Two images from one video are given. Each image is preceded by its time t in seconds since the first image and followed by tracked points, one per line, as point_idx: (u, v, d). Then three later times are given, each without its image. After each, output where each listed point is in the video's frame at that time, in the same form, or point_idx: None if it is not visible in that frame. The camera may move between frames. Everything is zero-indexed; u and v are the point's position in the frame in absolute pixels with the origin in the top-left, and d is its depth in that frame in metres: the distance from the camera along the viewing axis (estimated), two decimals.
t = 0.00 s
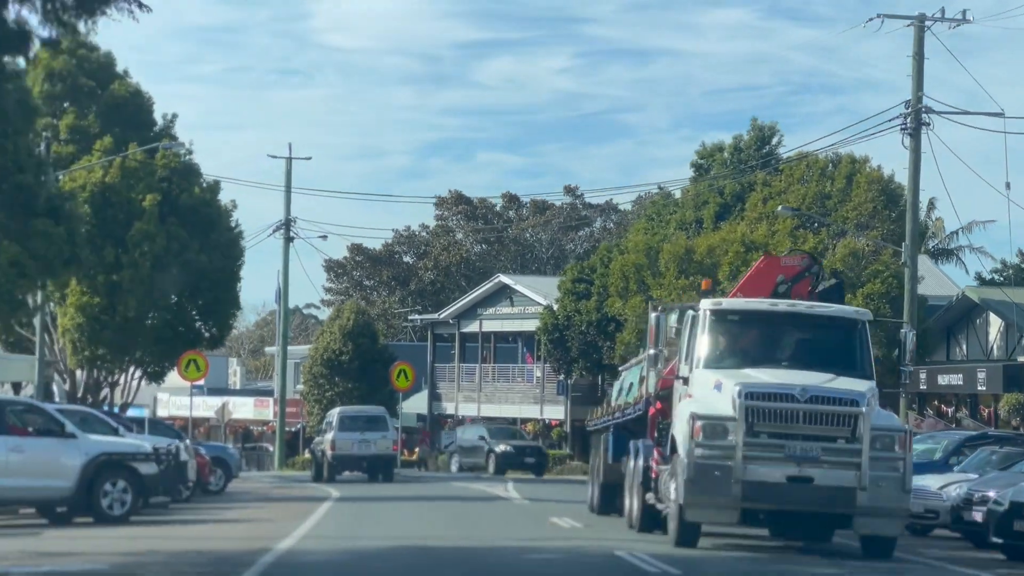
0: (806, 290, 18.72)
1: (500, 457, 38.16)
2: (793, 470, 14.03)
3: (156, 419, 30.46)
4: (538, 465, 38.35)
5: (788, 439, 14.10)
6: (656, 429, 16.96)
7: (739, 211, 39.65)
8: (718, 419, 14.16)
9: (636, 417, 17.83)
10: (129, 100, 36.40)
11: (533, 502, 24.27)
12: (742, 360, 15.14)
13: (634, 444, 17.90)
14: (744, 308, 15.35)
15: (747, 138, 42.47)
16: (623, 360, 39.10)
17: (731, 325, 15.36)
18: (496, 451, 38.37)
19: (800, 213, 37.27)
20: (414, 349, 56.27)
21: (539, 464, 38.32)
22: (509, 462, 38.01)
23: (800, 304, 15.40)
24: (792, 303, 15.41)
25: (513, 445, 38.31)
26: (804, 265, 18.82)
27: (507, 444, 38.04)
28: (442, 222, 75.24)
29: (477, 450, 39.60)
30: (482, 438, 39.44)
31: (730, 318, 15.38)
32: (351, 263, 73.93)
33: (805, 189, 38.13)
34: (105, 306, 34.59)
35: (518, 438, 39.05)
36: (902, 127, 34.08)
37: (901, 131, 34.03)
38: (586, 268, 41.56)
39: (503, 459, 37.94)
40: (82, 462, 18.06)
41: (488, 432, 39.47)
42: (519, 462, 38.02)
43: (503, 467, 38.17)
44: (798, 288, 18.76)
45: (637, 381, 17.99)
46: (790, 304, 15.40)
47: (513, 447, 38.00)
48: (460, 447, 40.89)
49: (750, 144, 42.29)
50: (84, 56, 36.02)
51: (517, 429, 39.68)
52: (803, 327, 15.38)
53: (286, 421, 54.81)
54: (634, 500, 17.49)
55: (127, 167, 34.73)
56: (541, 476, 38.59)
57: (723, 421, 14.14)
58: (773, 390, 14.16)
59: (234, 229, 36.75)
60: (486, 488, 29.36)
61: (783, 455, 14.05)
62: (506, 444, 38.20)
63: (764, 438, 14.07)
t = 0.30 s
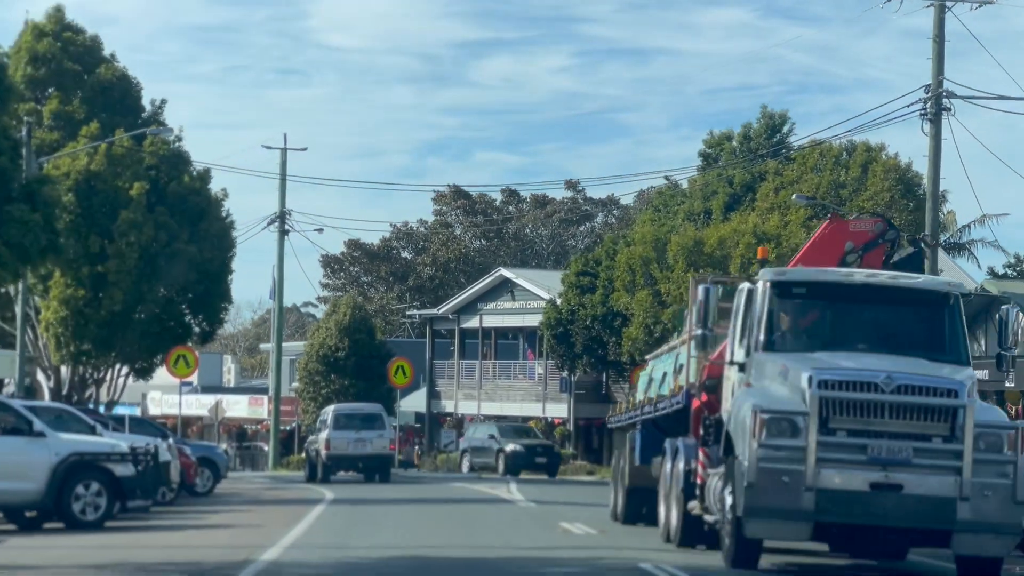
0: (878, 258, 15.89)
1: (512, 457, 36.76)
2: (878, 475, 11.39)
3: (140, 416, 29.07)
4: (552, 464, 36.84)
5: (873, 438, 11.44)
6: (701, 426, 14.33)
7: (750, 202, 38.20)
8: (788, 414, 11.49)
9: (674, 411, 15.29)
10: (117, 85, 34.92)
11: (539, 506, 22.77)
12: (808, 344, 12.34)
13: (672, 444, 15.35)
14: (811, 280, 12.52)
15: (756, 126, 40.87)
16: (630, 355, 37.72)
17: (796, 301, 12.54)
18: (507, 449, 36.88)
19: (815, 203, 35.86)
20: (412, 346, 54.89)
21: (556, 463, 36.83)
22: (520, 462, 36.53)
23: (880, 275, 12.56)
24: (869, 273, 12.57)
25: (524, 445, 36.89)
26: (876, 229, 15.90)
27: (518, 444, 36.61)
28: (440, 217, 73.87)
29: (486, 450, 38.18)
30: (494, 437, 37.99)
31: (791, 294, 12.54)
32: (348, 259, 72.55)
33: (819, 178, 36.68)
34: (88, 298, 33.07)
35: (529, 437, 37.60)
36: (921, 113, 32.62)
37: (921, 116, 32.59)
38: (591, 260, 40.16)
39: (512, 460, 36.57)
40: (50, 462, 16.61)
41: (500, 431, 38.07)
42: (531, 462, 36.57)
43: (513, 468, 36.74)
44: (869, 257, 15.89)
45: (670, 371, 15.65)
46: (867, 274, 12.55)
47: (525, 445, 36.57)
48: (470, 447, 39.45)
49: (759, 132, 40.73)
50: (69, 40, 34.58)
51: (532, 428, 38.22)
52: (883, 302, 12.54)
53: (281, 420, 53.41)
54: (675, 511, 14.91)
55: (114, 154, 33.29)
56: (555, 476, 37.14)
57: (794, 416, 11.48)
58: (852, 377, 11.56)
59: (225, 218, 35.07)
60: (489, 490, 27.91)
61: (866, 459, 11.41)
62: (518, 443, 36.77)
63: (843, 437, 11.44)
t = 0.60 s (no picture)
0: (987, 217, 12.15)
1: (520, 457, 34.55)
2: (1011, 487, 8.72)
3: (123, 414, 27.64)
4: (564, 465, 34.61)
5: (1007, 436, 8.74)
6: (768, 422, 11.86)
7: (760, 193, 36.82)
8: (890, 406, 8.88)
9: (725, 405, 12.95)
10: (103, 69, 33.45)
11: (546, 510, 21.32)
12: (911, 317, 9.79)
13: (728, 444, 12.93)
14: (913, 238, 9.96)
15: (765, 114, 39.36)
16: (636, 351, 36.41)
17: (893, 263, 9.97)
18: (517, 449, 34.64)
19: (829, 192, 34.50)
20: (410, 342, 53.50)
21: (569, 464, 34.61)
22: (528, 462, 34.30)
23: (1000, 231, 9.99)
24: (985, 229, 10.02)
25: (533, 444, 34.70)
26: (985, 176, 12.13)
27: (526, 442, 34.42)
28: (438, 212, 72.49)
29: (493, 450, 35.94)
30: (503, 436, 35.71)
31: (889, 255, 9.97)
32: (345, 255, 71.21)
33: (832, 166, 35.30)
34: (71, 291, 31.66)
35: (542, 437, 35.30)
36: (941, 97, 31.24)
37: (942, 101, 31.16)
38: (594, 253, 38.80)
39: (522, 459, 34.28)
40: (14, 463, 15.21)
41: (511, 429, 35.81)
42: (539, 463, 34.35)
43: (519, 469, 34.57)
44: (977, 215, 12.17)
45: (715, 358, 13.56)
46: (983, 231, 9.98)
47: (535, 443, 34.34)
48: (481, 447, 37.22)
49: (769, 120, 39.23)
50: (52, 22, 33.11)
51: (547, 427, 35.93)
52: (1003, 266, 9.92)
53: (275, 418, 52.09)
54: (733, 524, 12.51)
55: (97, 141, 31.80)
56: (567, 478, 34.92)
57: (901, 409, 8.86)
58: (976, 360, 8.80)
59: (214, 208, 33.73)
60: (488, 492, 26.48)
61: (997, 464, 8.74)
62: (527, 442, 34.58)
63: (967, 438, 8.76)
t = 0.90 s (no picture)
0: None
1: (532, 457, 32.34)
2: None
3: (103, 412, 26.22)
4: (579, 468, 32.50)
5: None
6: (881, 416, 9.78)
7: (773, 185, 35.45)
8: None
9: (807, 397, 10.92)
10: (87, 51, 31.95)
11: (555, 516, 19.93)
12: None
13: (815, 443, 10.87)
14: None
15: (777, 103, 37.86)
16: (645, 349, 35.00)
17: None
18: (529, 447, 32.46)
19: (847, 181, 33.12)
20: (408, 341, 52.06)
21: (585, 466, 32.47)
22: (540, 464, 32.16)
23: None
24: None
25: (548, 444, 32.52)
26: None
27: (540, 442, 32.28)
28: (437, 209, 71.07)
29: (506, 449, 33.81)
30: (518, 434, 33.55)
31: None
32: (342, 252, 69.74)
33: (849, 155, 33.86)
34: (53, 283, 30.20)
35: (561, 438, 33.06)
36: (966, 83, 29.77)
37: (966, 87, 29.70)
38: (600, 247, 37.38)
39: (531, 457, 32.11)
40: None
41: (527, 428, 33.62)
42: (552, 465, 32.19)
43: (531, 470, 32.47)
44: None
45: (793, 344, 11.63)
46: None
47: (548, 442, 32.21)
48: (497, 446, 35.06)
49: (780, 110, 37.71)
50: (35, 3, 31.68)
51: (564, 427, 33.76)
52: None
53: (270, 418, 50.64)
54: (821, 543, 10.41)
55: (82, 127, 30.37)
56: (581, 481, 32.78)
57: None
58: None
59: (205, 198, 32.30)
60: (490, 496, 25.06)
61: None
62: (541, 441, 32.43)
63: None
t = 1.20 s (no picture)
0: None
1: (543, 461, 30.38)
2: None
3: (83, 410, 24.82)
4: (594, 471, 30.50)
5: None
6: None
7: (786, 176, 34.13)
8: None
9: (933, 381, 7.68)
10: (71, 34, 30.58)
11: (562, 522, 18.60)
12: None
13: (956, 441, 7.76)
14: None
15: (790, 91, 36.55)
16: (652, 346, 33.58)
17: None
18: (542, 449, 30.53)
19: (864, 171, 31.80)
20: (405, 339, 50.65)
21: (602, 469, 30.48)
22: (553, 467, 30.15)
23: None
24: None
25: (561, 446, 30.50)
26: None
27: (552, 444, 30.33)
28: (435, 204, 69.68)
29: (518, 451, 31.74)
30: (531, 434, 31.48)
31: None
32: (338, 248, 68.35)
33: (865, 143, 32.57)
34: (32, 275, 28.51)
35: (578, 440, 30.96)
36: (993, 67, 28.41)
37: (992, 71, 28.35)
38: (605, 240, 36.03)
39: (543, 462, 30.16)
40: None
41: (541, 427, 31.53)
42: (565, 469, 30.17)
43: (543, 474, 30.44)
44: None
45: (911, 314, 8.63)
46: None
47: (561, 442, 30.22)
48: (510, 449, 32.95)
49: (793, 97, 36.40)
50: None
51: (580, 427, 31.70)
52: None
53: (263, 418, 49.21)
54: None
55: (64, 111, 28.93)
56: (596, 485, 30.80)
57: None
58: None
59: (194, 185, 30.91)
60: (495, 500, 23.70)
61: None
62: (554, 443, 30.38)
63: None
